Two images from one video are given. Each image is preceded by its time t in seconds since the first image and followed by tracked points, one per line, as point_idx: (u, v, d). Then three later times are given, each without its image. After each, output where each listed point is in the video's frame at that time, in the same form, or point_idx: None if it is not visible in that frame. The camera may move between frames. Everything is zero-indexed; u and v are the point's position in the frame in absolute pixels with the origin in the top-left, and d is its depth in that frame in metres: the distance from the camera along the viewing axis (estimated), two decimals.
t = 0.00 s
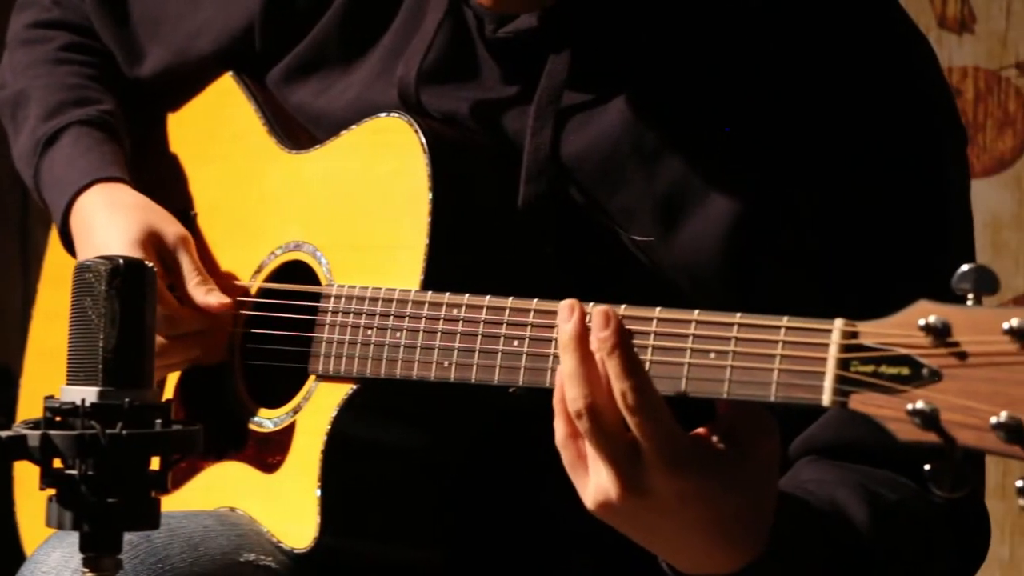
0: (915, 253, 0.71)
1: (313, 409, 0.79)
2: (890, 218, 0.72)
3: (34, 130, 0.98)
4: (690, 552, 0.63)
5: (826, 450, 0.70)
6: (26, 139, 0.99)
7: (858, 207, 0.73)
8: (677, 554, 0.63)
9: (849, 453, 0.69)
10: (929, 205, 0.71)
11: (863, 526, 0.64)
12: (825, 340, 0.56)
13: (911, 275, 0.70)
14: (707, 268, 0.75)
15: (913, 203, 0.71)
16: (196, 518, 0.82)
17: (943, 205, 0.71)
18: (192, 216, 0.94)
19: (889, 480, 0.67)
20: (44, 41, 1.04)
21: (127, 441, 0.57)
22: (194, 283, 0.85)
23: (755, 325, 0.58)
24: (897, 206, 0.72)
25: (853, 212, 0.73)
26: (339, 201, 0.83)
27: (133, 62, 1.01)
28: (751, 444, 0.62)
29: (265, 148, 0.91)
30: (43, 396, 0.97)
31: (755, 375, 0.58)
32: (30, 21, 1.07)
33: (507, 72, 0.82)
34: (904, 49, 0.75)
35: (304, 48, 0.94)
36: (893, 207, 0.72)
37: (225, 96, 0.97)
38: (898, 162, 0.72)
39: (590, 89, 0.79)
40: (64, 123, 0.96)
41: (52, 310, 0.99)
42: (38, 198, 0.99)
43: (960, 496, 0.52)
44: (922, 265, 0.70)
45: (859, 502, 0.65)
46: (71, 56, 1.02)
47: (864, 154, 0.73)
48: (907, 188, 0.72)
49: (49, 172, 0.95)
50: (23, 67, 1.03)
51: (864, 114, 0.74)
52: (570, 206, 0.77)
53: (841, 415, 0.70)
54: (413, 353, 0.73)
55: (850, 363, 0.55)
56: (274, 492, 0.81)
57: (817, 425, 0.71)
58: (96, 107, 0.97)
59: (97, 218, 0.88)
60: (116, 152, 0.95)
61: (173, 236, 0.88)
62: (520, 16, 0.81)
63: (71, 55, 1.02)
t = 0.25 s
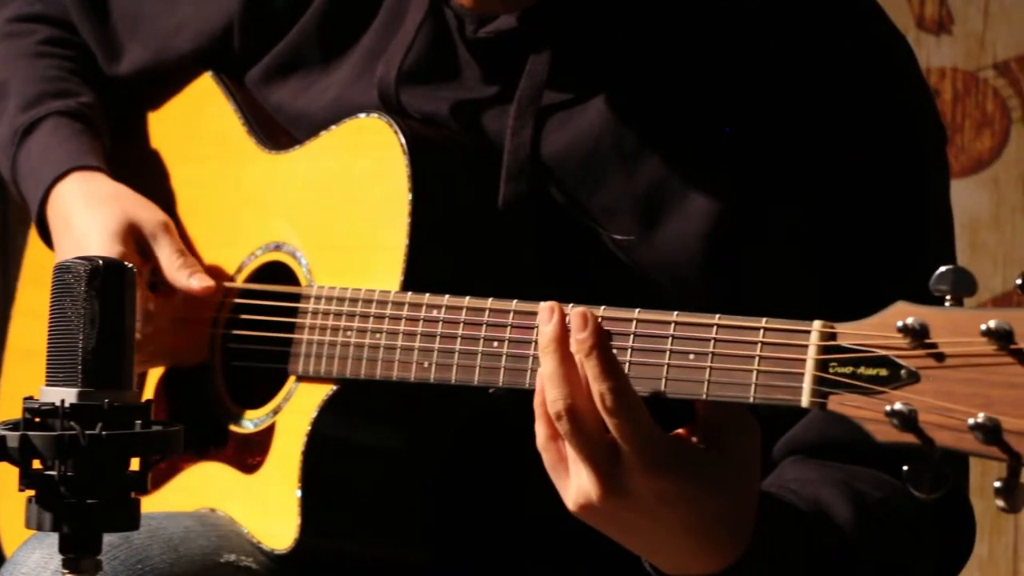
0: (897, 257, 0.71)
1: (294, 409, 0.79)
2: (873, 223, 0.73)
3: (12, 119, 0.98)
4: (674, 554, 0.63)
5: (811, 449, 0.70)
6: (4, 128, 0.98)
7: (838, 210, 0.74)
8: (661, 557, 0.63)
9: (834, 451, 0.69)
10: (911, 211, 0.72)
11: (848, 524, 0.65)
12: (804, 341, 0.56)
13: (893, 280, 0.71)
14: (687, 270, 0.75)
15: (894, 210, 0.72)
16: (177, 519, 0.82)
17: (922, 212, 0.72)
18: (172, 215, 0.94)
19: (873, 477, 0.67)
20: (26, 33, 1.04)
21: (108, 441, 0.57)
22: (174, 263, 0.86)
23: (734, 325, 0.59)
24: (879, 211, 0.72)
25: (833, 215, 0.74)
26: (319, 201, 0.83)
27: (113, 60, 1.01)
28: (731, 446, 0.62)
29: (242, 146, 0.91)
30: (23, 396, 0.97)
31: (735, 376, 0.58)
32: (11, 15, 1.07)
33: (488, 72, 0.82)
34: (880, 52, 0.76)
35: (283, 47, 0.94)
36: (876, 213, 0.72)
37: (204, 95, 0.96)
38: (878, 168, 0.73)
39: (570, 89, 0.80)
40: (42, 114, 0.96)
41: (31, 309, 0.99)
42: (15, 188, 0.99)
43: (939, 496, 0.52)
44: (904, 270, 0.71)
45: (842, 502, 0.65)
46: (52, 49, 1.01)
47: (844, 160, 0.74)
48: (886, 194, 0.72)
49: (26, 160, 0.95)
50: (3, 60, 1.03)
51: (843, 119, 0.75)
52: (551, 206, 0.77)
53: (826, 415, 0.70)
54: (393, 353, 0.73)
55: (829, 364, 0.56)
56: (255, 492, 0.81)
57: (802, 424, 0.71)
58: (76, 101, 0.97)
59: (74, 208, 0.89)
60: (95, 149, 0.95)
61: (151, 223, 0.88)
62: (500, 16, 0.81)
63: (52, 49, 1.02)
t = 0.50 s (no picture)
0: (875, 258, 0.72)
1: (272, 411, 0.79)
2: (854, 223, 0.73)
3: None
4: (654, 557, 0.63)
5: (791, 450, 0.71)
6: None
7: (818, 212, 0.74)
8: (642, 558, 0.63)
9: (814, 451, 0.70)
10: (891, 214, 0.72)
11: (829, 523, 0.65)
12: (781, 342, 0.56)
13: (871, 282, 0.71)
14: (665, 271, 0.75)
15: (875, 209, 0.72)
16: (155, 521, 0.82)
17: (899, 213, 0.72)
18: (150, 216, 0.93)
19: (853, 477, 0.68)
20: (3, 35, 1.04)
21: (85, 442, 0.57)
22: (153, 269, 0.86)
23: (712, 326, 0.59)
24: (859, 213, 0.73)
25: (811, 217, 0.75)
26: (296, 201, 0.83)
27: (91, 61, 1.01)
28: (710, 444, 0.62)
29: (219, 146, 0.90)
30: None
31: (712, 377, 0.58)
32: None
33: (466, 72, 0.82)
34: (860, 54, 0.76)
35: (262, 48, 0.94)
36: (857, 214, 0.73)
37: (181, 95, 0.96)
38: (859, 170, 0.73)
39: (550, 89, 0.80)
40: (21, 117, 0.96)
41: (8, 309, 0.98)
42: None
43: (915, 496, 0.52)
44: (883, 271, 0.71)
45: (822, 502, 0.65)
46: (30, 50, 1.01)
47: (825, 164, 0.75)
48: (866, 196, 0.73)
49: (5, 163, 0.95)
50: None
51: (822, 120, 0.75)
52: (530, 206, 0.77)
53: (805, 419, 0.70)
54: (371, 355, 0.73)
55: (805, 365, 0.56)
56: (234, 494, 0.81)
57: (782, 427, 0.72)
58: (55, 103, 0.97)
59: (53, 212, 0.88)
60: (73, 149, 0.94)
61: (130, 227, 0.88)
62: (479, 16, 0.81)
63: (30, 50, 1.01)
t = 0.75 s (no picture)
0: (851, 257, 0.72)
1: (248, 412, 0.79)
2: (829, 222, 0.73)
3: None
4: (632, 560, 0.63)
5: (766, 449, 0.71)
6: None
7: (793, 213, 0.75)
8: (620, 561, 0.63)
9: (790, 451, 0.70)
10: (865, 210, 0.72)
11: (806, 523, 0.65)
12: (756, 342, 0.57)
13: (846, 283, 0.71)
14: (642, 271, 0.76)
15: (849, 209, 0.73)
16: (130, 522, 0.82)
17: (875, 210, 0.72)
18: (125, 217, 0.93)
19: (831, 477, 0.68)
20: None
21: (60, 444, 0.57)
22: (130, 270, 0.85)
23: (687, 326, 0.59)
24: (834, 213, 0.73)
25: (788, 217, 0.75)
26: (271, 202, 0.82)
27: (64, 61, 1.01)
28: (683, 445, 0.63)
29: (194, 147, 0.90)
30: None
31: (688, 377, 0.58)
32: None
33: (442, 72, 0.82)
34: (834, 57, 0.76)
35: (237, 47, 0.93)
36: (832, 214, 0.73)
37: (155, 96, 0.95)
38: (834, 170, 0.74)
39: (527, 90, 0.80)
40: None
41: None
42: None
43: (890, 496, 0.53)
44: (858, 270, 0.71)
45: (800, 502, 0.66)
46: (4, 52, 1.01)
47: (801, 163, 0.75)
48: (840, 195, 0.73)
49: None
50: None
51: (798, 120, 0.75)
52: (505, 206, 0.77)
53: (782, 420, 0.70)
54: (347, 356, 0.73)
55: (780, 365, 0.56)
56: (209, 495, 0.81)
57: (758, 427, 0.72)
58: (30, 103, 0.96)
59: (29, 213, 0.88)
60: (48, 151, 0.94)
61: (108, 229, 0.88)
62: (455, 16, 0.81)
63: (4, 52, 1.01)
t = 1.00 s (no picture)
0: (830, 261, 0.72)
1: (226, 413, 0.79)
2: (806, 228, 0.74)
3: None
4: (611, 560, 0.63)
5: (744, 451, 0.71)
6: None
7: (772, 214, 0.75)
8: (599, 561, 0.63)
9: (767, 454, 0.70)
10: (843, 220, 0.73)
11: (782, 523, 0.64)
12: (736, 343, 0.57)
13: (827, 287, 0.72)
14: (620, 272, 0.76)
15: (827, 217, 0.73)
16: (108, 523, 0.81)
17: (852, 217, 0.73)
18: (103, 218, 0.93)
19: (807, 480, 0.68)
20: None
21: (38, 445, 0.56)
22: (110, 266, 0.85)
23: (667, 327, 0.59)
24: (813, 218, 0.74)
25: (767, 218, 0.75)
26: (250, 203, 0.82)
27: (42, 62, 1.01)
28: (666, 445, 0.62)
29: (172, 147, 0.90)
30: None
31: (667, 378, 0.58)
32: None
33: (421, 74, 0.82)
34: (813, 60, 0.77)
35: (216, 48, 0.93)
36: (811, 219, 0.74)
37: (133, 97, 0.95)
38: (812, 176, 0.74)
39: (506, 92, 0.80)
40: None
41: None
42: None
43: (869, 498, 0.53)
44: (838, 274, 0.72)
45: (776, 501, 0.65)
46: None
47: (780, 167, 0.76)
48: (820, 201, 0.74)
49: None
50: None
51: (777, 124, 0.76)
52: (484, 207, 0.77)
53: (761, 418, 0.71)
54: (327, 357, 0.73)
55: (760, 366, 0.56)
56: (189, 497, 0.81)
57: (737, 429, 0.72)
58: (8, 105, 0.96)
59: (7, 218, 0.88)
60: (26, 153, 0.94)
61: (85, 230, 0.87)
62: (433, 18, 0.80)
63: None
